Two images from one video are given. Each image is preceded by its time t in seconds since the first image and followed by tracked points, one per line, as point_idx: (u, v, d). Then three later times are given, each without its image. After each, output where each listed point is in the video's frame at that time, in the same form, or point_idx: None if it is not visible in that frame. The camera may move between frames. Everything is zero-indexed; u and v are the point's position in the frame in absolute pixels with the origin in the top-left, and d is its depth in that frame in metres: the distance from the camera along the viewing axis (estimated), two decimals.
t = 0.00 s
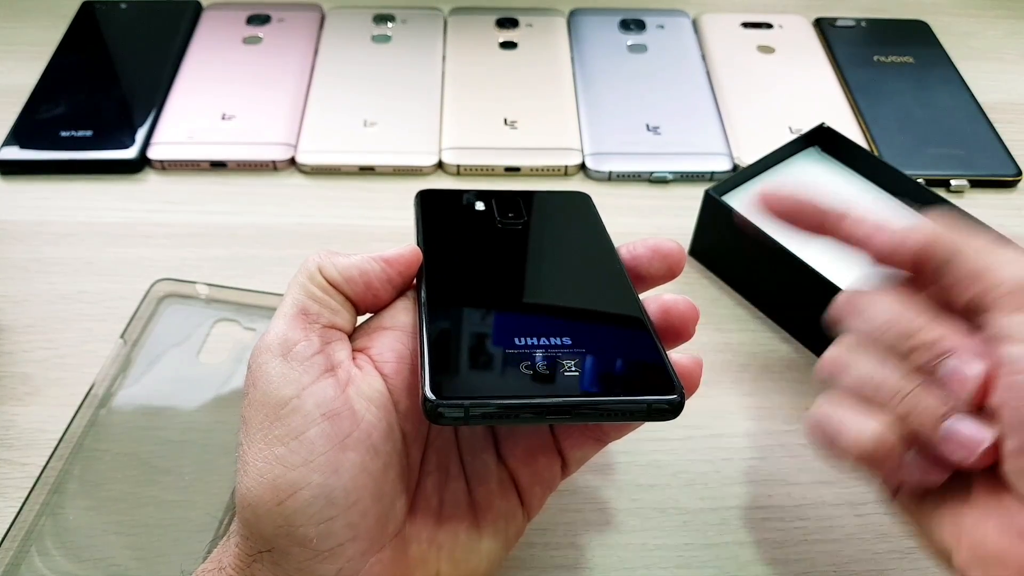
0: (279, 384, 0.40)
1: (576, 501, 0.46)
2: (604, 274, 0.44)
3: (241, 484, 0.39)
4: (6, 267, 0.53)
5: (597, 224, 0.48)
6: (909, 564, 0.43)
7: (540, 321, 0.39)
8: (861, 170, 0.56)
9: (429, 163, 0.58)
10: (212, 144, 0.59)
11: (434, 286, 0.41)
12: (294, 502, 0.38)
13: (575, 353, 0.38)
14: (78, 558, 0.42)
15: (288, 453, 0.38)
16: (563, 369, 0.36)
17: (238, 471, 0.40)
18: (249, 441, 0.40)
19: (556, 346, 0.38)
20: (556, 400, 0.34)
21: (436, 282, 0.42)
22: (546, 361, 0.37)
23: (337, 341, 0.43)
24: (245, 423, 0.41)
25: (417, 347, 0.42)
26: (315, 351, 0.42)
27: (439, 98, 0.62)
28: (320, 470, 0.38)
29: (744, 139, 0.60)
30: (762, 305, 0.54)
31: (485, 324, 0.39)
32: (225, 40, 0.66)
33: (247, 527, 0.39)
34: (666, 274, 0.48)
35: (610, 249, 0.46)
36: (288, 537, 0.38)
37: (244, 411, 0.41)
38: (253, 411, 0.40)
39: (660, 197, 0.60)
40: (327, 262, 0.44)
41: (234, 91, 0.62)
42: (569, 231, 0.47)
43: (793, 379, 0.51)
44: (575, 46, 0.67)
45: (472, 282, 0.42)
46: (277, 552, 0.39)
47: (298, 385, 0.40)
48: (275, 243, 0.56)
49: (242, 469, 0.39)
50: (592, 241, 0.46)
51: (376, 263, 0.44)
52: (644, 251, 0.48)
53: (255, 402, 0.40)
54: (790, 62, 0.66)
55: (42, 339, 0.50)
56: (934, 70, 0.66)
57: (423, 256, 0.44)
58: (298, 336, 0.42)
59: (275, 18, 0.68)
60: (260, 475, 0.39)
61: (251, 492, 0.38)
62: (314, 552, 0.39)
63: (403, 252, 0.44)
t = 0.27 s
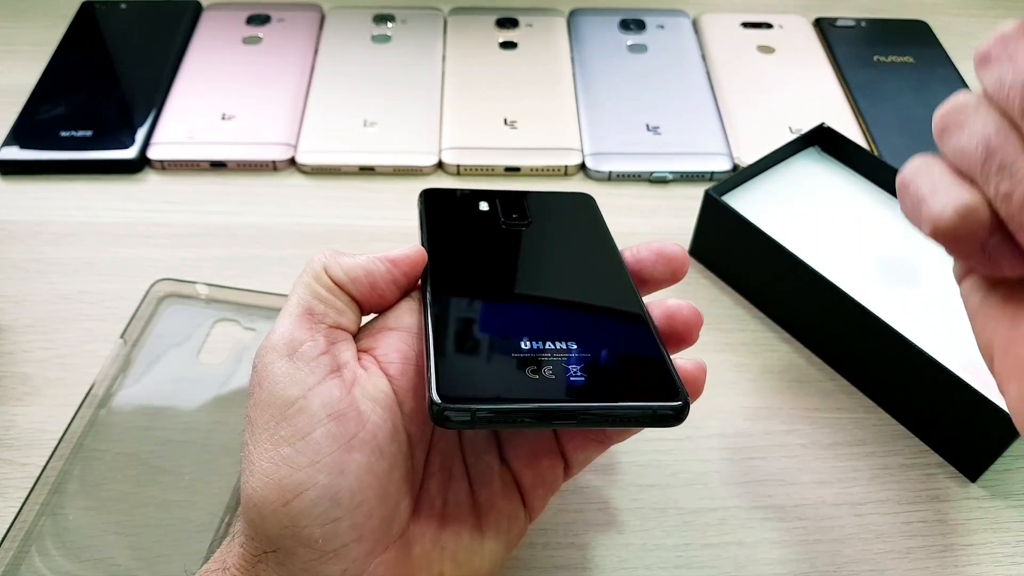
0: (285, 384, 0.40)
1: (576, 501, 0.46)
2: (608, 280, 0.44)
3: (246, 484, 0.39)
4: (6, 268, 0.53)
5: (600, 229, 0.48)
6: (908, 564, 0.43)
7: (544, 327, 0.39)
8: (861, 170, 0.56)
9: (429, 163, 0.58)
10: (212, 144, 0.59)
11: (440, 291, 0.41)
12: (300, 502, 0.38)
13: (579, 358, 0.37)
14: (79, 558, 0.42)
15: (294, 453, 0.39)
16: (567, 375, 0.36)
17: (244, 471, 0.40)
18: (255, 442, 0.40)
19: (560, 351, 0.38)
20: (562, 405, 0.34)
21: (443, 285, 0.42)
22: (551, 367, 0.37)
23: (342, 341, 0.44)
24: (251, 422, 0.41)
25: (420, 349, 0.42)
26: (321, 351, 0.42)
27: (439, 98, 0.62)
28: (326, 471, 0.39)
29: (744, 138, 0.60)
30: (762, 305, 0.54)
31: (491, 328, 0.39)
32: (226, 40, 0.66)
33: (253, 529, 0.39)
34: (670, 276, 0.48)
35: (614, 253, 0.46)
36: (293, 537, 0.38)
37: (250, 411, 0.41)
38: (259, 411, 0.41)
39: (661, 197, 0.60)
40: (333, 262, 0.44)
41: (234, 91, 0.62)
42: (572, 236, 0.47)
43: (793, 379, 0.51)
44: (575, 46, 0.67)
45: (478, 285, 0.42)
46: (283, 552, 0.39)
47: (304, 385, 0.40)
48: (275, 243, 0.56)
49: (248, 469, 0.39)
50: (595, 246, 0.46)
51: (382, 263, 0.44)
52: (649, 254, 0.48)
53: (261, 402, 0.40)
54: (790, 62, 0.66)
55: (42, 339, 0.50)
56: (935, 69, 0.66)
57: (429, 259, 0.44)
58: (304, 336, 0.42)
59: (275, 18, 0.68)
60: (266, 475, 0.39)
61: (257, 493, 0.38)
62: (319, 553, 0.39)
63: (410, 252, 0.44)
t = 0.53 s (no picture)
0: (287, 384, 0.40)
1: (575, 501, 0.46)
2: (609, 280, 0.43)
3: (248, 485, 0.39)
4: (6, 268, 0.53)
5: (602, 228, 0.47)
6: (908, 564, 0.43)
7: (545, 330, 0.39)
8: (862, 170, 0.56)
9: (429, 163, 0.58)
10: (212, 144, 0.59)
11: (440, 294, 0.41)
12: (302, 503, 0.38)
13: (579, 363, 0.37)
14: (78, 558, 0.42)
15: (296, 454, 0.39)
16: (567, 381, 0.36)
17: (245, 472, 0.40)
18: (257, 442, 0.40)
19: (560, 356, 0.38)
20: (561, 412, 0.34)
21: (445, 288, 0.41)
22: (551, 372, 0.37)
23: (344, 342, 0.44)
24: (252, 423, 0.41)
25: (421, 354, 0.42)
26: (323, 352, 0.42)
27: (439, 98, 0.62)
28: (327, 473, 0.39)
29: (744, 138, 0.60)
30: (761, 305, 0.54)
31: (491, 332, 0.39)
32: (226, 39, 0.66)
33: (254, 530, 0.39)
34: (671, 277, 0.48)
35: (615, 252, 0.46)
36: (295, 538, 0.38)
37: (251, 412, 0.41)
38: (260, 412, 0.41)
39: (661, 197, 0.60)
40: (335, 262, 0.44)
41: (235, 91, 0.62)
42: (573, 234, 0.46)
43: (792, 379, 0.51)
44: (575, 46, 0.67)
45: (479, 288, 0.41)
46: (284, 553, 0.39)
47: (306, 386, 0.40)
48: (275, 243, 0.56)
49: (250, 469, 0.39)
50: (597, 245, 0.46)
51: (384, 263, 0.44)
52: (650, 256, 0.48)
53: (263, 402, 0.40)
54: (790, 62, 0.66)
55: (42, 339, 0.50)
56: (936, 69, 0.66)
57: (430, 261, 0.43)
58: (306, 337, 0.42)
59: (275, 18, 0.68)
60: (267, 476, 0.39)
61: (258, 494, 0.38)
62: (320, 554, 0.39)
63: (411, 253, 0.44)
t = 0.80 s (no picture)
0: (299, 384, 0.41)
1: (575, 498, 0.46)
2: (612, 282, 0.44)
3: (260, 482, 0.40)
4: (14, 268, 0.54)
5: (605, 233, 0.48)
6: (902, 559, 0.44)
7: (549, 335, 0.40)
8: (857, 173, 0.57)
9: (431, 165, 0.59)
10: (217, 147, 0.59)
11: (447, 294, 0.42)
12: (313, 502, 0.39)
13: (584, 370, 0.38)
14: (85, 554, 0.43)
15: (307, 453, 0.39)
16: (571, 390, 0.37)
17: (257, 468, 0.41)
18: (269, 441, 0.41)
19: (564, 362, 0.38)
20: (565, 421, 0.35)
21: (450, 290, 0.42)
22: (555, 380, 0.37)
23: (353, 343, 0.44)
24: (263, 423, 0.41)
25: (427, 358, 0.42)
26: (333, 352, 0.42)
27: (441, 102, 0.63)
28: (338, 472, 0.39)
29: (741, 142, 0.61)
30: (757, 305, 0.55)
31: (495, 338, 0.39)
32: (230, 44, 0.67)
33: (265, 528, 0.40)
34: (672, 284, 0.49)
35: (615, 255, 0.47)
36: (305, 535, 0.39)
37: (262, 412, 0.42)
38: (272, 410, 0.41)
39: (659, 199, 0.61)
40: (344, 265, 0.45)
41: (239, 94, 0.62)
42: (575, 237, 0.47)
43: (789, 377, 0.52)
44: (574, 51, 0.68)
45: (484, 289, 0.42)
46: (295, 549, 0.40)
47: (316, 387, 0.41)
48: (279, 244, 0.56)
49: (261, 468, 0.40)
50: (599, 249, 0.47)
51: (392, 267, 0.45)
52: (653, 261, 0.49)
53: (275, 401, 0.41)
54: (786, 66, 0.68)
55: (50, 339, 0.51)
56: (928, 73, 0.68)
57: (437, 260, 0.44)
58: (316, 337, 0.42)
59: (279, 23, 0.69)
60: (279, 474, 0.39)
61: (270, 492, 0.39)
62: (329, 551, 0.40)
63: (419, 256, 0.45)
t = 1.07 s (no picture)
0: (300, 386, 0.41)
1: (575, 496, 0.47)
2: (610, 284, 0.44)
3: (261, 484, 0.40)
4: (15, 268, 0.54)
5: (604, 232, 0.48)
6: (901, 558, 0.44)
7: (545, 340, 0.40)
8: (855, 174, 0.57)
9: (431, 166, 0.59)
10: (218, 148, 0.60)
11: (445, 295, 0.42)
12: (316, 503, 0.39)
13: (576, 378, 0.38)
14: (87, 554, 0.43)
15: (309, 455, 0.39)
16: (563, 398, 0.37)
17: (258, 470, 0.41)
18: (270, 443, 0.40)
19: (560, 369, 0.39)
20: (556, 430, 0.35)
21: (449, 292, 0.43)
22: (548, 387, 0.38)
23: (352, 344, 0.45)
24: (264, 424, 0.41)
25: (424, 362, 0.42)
26: (333, 354, 0.43)
27: (441, 103, 0.64)
28: (340, 473, 0.39)
29: (740, 142, 0.62)
30: (756, 305, 0.55)
31: (491, 344, 0.40)
32: (231, 45, 0.67)
33: (268, 529, 0.40)
34: (671, 287, 0.49)
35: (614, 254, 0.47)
36: (308, 537, 0.39)
37: (263, 413, 0.42)
38: (273, 413, 0.41)
39: (658, 199, 0.61)
40: (344, 266, 0.45)
41: (241, 96, 0.63)
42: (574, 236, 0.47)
43: (788, 377, 0.52)
44: (574, 53, 0.69)
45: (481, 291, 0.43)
46: (298, 551, 0.40)
47: (318, 388, 0.41)
48: (280, 244, 0.57)
49: (263, 469, 0.40)
50: (597, 248, 0.47)
51: (391, 268, 0.45)
52: (654, 262, 0.49)
53: (276, 404, 0.41)
54: (785, 67, 0.68)
55: (51, 339, 0.51)
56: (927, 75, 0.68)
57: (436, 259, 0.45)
58: (317, 338, 0.42)
59: (280, 24, 0.69)
60: (281, 477, 0.39)
61: (273, 494, 0.39)
62: (332, 552, 0.40)
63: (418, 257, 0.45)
